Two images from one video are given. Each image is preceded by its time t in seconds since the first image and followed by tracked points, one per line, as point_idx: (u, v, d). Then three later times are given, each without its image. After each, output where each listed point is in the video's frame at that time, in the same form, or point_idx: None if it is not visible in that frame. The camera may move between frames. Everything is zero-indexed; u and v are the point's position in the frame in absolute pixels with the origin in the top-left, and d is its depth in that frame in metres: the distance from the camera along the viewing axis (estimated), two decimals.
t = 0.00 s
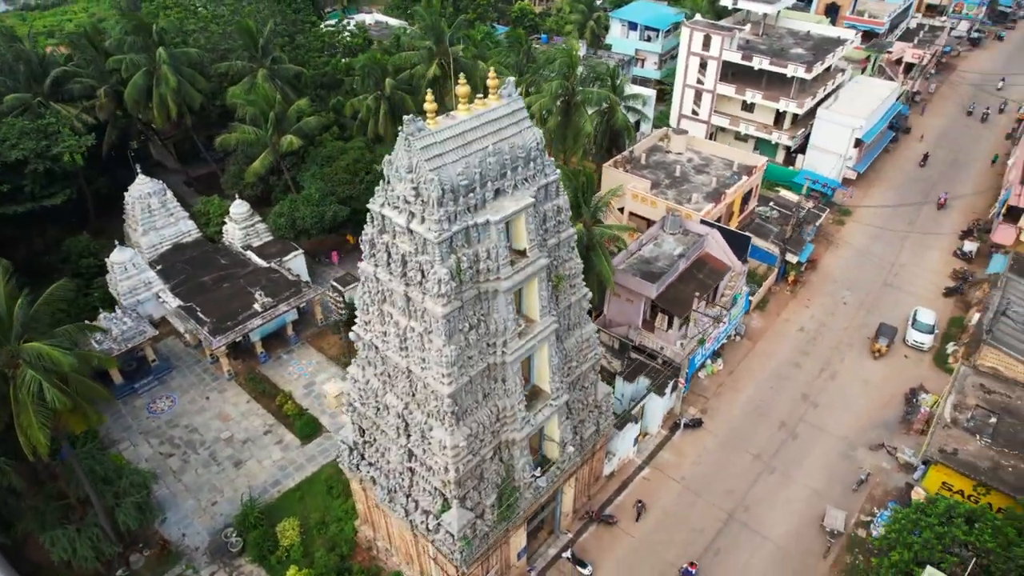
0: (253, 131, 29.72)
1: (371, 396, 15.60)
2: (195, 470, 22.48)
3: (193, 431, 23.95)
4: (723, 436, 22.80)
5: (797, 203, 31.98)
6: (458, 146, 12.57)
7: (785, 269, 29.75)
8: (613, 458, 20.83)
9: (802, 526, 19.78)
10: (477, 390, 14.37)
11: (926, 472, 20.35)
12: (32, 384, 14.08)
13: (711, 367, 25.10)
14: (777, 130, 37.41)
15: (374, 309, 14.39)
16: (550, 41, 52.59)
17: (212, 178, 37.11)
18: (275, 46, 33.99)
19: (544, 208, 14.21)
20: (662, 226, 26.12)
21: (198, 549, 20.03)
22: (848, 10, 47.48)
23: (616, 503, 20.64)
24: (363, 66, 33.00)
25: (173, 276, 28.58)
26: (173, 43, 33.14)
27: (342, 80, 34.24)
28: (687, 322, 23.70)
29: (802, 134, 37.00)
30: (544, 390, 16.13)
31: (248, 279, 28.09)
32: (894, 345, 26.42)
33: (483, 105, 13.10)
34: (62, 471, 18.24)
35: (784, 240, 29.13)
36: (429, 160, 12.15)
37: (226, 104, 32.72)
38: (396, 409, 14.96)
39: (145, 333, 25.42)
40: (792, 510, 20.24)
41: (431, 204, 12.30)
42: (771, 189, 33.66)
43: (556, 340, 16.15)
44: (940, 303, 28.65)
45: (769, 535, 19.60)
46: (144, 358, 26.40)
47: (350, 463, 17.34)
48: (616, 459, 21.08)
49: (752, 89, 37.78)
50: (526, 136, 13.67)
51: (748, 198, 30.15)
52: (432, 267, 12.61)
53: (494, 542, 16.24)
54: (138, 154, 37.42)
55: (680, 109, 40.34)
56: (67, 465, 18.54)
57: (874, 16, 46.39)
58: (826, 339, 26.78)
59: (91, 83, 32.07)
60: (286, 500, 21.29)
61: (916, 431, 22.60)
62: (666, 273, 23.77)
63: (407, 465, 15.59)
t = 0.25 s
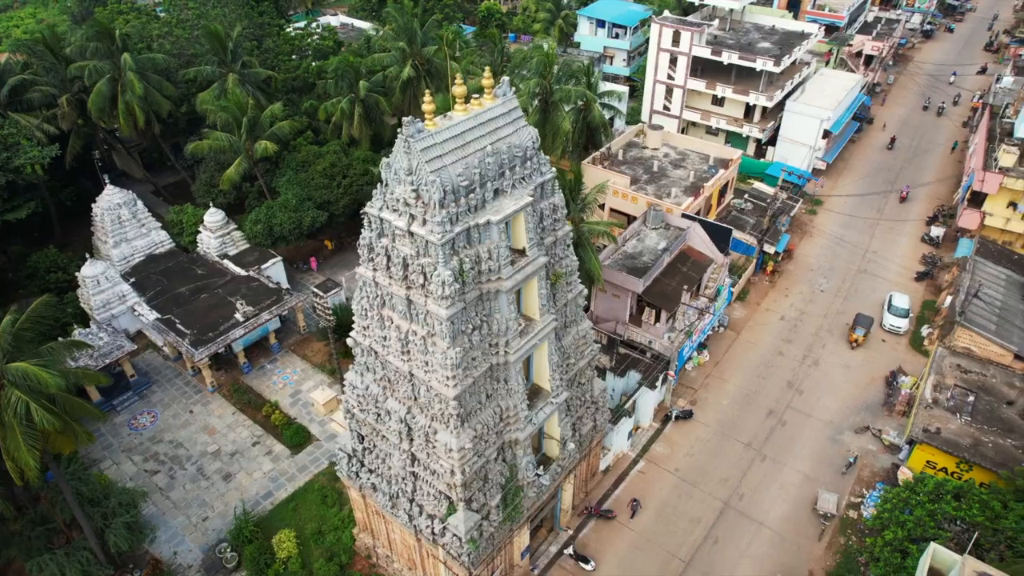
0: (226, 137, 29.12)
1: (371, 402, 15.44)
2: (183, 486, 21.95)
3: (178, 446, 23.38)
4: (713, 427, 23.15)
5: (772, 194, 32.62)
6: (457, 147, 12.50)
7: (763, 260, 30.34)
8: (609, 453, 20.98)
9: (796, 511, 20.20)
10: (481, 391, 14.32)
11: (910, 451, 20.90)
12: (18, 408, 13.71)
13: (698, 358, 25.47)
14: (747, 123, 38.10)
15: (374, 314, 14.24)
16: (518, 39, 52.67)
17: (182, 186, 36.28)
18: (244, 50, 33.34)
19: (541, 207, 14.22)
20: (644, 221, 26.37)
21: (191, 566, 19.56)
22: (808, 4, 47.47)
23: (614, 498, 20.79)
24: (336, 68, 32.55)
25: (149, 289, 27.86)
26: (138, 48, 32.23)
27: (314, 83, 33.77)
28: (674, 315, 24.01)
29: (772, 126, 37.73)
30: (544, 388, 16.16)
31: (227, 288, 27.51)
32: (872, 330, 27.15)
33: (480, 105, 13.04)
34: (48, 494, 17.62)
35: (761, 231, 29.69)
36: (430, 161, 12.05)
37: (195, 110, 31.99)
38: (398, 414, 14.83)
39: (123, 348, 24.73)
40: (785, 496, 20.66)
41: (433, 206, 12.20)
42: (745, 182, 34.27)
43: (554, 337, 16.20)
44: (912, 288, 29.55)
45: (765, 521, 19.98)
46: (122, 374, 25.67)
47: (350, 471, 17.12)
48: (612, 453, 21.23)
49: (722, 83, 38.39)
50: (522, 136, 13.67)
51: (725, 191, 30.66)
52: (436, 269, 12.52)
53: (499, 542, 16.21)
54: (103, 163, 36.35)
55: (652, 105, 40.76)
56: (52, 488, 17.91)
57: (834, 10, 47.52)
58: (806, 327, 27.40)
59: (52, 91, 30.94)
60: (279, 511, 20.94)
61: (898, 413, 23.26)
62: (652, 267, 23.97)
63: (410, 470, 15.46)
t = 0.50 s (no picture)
0: (201, 143, 28.53)
1: (371, 407, 15.28)
2: (172, 501, 21.45)
3: (164, 461, 22.83)
4: (704, 418, 23.45)
5: (749, 187, 33.16)
6: (456, 148, 12.43)
7: (743, 253, 30.89)
8: (604, 449, 21.08)
9: (789, 498, 20.57)
10: (484, 392, 14.28)
11: (896, 434, 21.41)
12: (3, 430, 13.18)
13: (685, 352, 25.78)
14: (721, 118, 38.67)
15: (374, 319, 14.10)
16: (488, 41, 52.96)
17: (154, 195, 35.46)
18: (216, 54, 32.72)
19: (538, 205, 14.23)
20: (628, 217, 26.60)
21: None
22: None
23: (611, 493, 20.91)
24: (311, 71, 32.15)
25: (126, 301, 27.15)
26: (104, 54, 31.39)
27: (288, 87, 33.27)
28: (662, 310, 24.29)
29: (746, 121, 38.34)
30: (543, 387, 16.19)
31: (208, 298, 26.96)
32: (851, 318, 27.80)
33: (476, 105, 12.99)
34: (35, 516, 17.08)
35: (741, 224, 30.17)
36: (430, 163, 11.96)
37: (167, 116, 31.29)
38: (400, 419, 14.71)
39: (103, 363, 24.10)
40: (778, 484, 21.03)
41: (435, 208, 12.10)
42: (722, 176, 34.78)
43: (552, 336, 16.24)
44: (887, 276, 30.31)
45: (760, 509, 20.30)
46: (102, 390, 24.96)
47: (350, 478, 16.93)
48: (607, 449, 21.34)
49: (696, 79, 38.90)
50: (518, 135, 13.67)
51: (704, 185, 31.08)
52: (438, 272, 12.43)
53: (504, 543, 16.19)
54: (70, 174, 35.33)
55: (626, 102, 41.08)
56: (39, 510, 17.36)
57: (800, 5, 48.46)
58: (789, 318, 27.94)
59: (15, 100, 29.95)
60: (274, 522, 20.61)
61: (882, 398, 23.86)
62: (639, 263, 24.20)
63: (413, 474, 15.34)
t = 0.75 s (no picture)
0: (172, 152, 27.80)
1: (372, 414, 15.10)
2: (161, 520, 20.88)
3: (149, 479, 22.19)
4: (694, 410, 23.79)
5: (723, 180, 33.71)
6: (456, 149, 12.35)
7: (721, 245, 31.41)
8: (600, 445, 21.20)
9: (781, 484, 20.99)
10: (488, 393, 14.23)
11: (880, 416, 22.00)
12: None
13: (671, 345, 26.10)
14: (692, 113, 39.24)
15: (374, 325, 13.94)
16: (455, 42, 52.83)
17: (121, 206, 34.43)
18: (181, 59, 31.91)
19: (535, 204, 14.25)
20: (609, 214, 26.78)
21: None
22: None
23: (608, 488, 21.05)
24: (281, 75, 31.58)
25: (98, 316, 26.30)
26: (64, 62, 30.34)
27: (257, 92, 32.64)
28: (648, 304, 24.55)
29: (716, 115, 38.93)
30: (543, 385, 16.21)
31: (186, 310, 26.30)
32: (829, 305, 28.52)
33: (473, 105, 12.93)
34: (21, 543, 16.45)
35: (718, 218, 30.68)
36: (431, 165, 11.87)
37: (133, 125, 30.41)
38: (404, 424, 14.57)
39: (81, 382, 23.40)
40: (770, 471, 21.43)
41: (437, 210, 12.01)
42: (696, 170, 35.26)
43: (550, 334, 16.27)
44: (859, 263, 31.13)
45: (754, 496, 20.67)
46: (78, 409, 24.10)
47: (350, 486, 16.73)
48: (602, 445, 21.46)
49: (665, 75, 39.39)
50: (514, 135, 13.66)
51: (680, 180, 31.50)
52: (443, 274, 12.34)
53: (510, 543, 16.17)
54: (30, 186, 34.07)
55: (597, 99, 41.38)
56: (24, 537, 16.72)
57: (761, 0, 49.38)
58: (769, 308, 28.54)
59: None
60: (269, 536, 20.21)
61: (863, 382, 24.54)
62: (624, 258, 24.37)
63: (417, 479, 15.22)
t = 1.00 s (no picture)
0: (145, 160, 27.14)
1: (373, 420, 14.95)
2: (151, 538, 20.37)
3: (136, 497, 21.64)
4: (684, 403, 24.08)
5: (700, 175, 34.17)
6: (455, 150, 12.29)
7: (701, 240, 31.87)
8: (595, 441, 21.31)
9: (774, 472, 21.37)
10: (492, 394, 14.20)
11: (865, 402, 22.50)
12: None
13: (658, 339, 26.39)
14: (666, 110, 39.69)
15: (375, 330, 13.80)
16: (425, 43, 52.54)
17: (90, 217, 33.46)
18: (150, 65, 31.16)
19: (533, 204, 14.26)
20: (592, 211, 26.94)
21: None
22: None
23: (605, 484, 21.17)
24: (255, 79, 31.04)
25: (74, 332, 25.52)
26: (26, 70, 29.37)
27: (230, 98, 32.05)
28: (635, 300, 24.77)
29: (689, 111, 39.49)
30: (543, 385, 16.24)
31: (166, 321, 25.70)
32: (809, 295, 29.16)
33: (470, 106, 12.88)
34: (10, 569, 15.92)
35: (698, 212, 31.10)
36: (433, 167, 11.79)
37: (102, 133, 29.59)
38: (407, 429, 14.46)
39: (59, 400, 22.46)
40: (761, 460, 21.80)
41: (440, 212, 11.94)
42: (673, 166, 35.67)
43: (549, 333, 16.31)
44: (835, 253, 31.87)
45: (748, 485, 21.01)
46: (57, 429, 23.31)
47: (351, 494, 16.52)
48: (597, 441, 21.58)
49: (639, 72, 39.76)
50: (510, 134, 13.65)
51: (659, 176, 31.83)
52: (446, 277, 12.27)
53: (516, 544, 16.15)
54: None
55: (572, 98, 41.59)
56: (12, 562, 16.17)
57: None
58: (751, 300, 29.06)
59: None
60: (264, 548, 19.86)
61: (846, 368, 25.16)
62: (610, 255, 24.52)
63: (421, 483, 15.10)
